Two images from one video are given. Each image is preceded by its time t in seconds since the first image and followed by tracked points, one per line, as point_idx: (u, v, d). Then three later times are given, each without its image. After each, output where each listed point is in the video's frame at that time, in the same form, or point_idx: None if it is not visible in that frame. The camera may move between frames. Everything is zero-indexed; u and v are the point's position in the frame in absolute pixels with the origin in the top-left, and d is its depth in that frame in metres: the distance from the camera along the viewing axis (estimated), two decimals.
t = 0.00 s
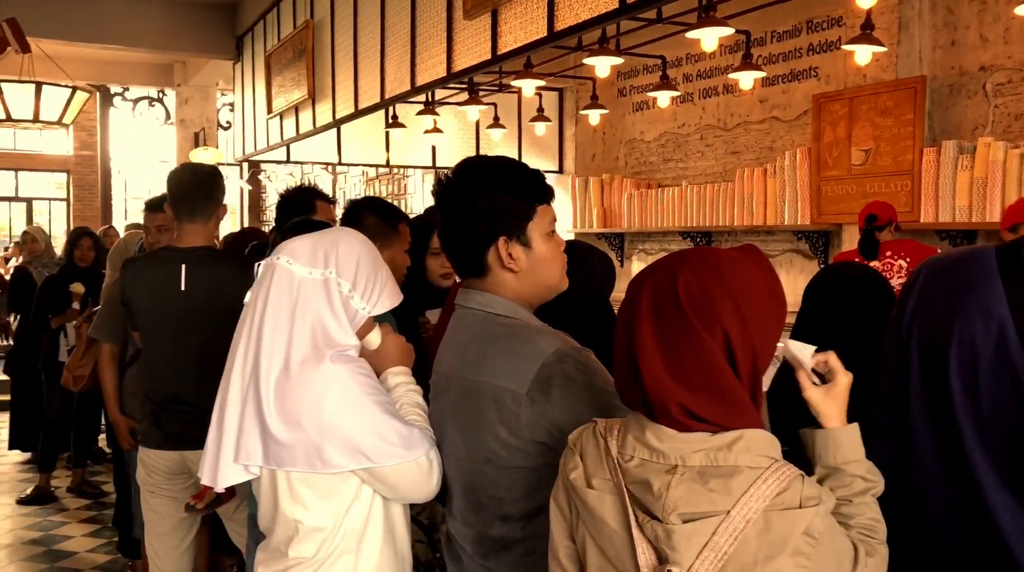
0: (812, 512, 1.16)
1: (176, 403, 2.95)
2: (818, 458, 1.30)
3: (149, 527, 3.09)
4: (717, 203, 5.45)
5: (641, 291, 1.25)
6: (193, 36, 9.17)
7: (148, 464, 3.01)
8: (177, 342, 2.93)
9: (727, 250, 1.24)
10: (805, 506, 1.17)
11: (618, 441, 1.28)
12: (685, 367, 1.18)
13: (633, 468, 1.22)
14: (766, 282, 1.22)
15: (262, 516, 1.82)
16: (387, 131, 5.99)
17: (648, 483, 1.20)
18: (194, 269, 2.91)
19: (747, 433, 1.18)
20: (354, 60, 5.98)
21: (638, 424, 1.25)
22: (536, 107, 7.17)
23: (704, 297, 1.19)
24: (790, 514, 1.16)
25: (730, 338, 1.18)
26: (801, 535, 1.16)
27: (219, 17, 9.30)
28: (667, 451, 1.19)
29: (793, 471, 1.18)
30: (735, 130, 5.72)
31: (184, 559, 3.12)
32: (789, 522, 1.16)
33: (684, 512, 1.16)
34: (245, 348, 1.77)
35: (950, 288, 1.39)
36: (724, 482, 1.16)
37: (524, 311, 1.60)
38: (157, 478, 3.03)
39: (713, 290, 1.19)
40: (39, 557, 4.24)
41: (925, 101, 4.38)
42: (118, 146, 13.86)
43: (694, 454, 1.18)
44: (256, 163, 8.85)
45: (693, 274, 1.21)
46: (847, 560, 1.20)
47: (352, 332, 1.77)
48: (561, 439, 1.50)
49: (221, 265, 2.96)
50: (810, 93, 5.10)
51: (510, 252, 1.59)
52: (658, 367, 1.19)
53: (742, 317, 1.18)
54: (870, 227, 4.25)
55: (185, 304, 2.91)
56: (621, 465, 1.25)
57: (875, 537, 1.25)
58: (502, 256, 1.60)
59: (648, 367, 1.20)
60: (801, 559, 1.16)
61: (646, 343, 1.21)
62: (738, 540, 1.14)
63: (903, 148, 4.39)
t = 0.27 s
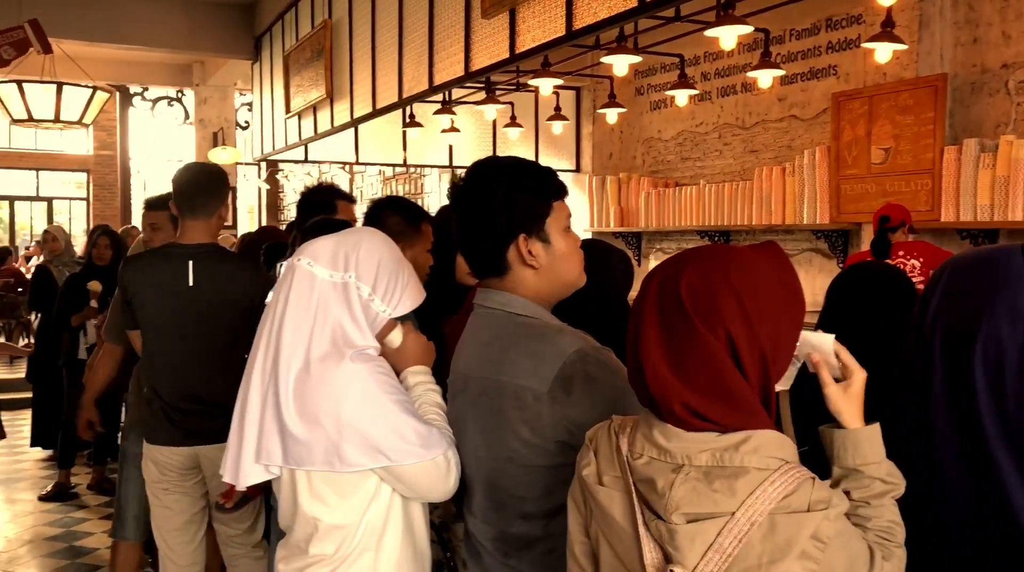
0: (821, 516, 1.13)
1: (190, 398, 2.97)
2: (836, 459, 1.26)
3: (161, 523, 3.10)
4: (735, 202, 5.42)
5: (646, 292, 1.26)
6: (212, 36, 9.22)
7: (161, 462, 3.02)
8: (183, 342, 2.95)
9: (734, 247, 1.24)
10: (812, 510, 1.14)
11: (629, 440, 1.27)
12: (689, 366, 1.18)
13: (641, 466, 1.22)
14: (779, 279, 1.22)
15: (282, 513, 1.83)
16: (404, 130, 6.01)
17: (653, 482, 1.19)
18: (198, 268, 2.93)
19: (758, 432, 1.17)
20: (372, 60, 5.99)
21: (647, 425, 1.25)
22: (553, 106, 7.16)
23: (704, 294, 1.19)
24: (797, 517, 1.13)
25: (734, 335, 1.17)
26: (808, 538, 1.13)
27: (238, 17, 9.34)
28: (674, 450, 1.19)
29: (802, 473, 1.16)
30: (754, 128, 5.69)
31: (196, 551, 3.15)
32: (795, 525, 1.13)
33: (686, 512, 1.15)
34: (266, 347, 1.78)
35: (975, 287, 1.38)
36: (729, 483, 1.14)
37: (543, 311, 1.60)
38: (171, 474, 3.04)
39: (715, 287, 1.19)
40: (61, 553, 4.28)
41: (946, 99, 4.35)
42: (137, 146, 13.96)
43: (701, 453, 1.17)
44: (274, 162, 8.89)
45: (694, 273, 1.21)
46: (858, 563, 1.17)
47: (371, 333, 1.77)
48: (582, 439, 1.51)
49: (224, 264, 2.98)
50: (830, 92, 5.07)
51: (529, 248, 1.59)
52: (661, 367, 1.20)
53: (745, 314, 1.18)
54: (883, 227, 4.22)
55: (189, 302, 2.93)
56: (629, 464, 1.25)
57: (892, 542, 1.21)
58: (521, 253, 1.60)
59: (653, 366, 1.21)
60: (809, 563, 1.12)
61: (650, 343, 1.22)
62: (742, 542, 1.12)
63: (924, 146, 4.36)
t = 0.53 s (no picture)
0: (824, 518, 1.10)
1: (211, 394, 2.98)
2: (830, 463, 1.25)
3: (179, 520, 3.08)
4: (756, 202, 5.40)
5: (647, 295, 1.27)
6: (233, 36, 9.27)
7: (182, 457, 3.02)
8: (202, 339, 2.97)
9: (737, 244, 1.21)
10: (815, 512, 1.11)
11: (633, 442, 1.27)
12: (683, 367, 1.18)
13: (643, 468, 1.22)
14: (784, 273, 1.18)
15: (303, 512, 1.83)
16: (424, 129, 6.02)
17: (652, 483, 1.19)
18: (217, 267, 2.96)
19: (762, 432, 1.15)
20: (392, 59, 6.01)
21: (648, 429, 1.25)
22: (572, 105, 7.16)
23: (697, 295, 1.18)
24: (795, 519, 1.10)
25: (727, 335, 1.15)
26: (809, 541, 1.10)
27: (259, 18, 9.39)
28: (674, 452, 1.18)
29: (805, 476, 1.13)
30: (775, 127, 5.66)
31: (213, 546, 3.13)
32: (794, 528, 1.10)
33: (684, 514, 1.14)
34: (286, 348, 1.79)
35: (1001, 286, 1.36)
36: (727, 484, 1.13)
37: (566, 310, 1.60)
38: (190, 469, 3.04)
39: (709, 287, 1.17)
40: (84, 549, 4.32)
41: (970, 97, 4.31)
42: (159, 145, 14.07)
43: (700, 455, 1.16)
44: (294, 162, 8.93)
45: (688, 274, 1.21)
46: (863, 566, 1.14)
47: (391, 334, 1.78)
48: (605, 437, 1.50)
49: (242, 264, 3.00)
50: (851, 90, 5.04)
51: (551, 247, 1.59)
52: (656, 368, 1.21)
53: (738, 311, 1.15)
54: (905, 226, 4.16)
55: (208, 301, 2.95)
56: (630, 467, 1.25)
57: (897, 543, 1.19)
58: (542, 252, 1.60)
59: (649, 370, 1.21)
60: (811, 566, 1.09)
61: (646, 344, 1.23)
62: (741, 546, 1.10)
63: (947, 145, 4.33)
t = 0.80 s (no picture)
0: (791, 528, 1.06)
1: (230, 392, 3.00)
2: (827, 492, 1.23)
3: (203, 512, 3.09)
4: (776, 201, 5.37)
5: (640, 304, 1.26)
6: (254, 36, 9.31)
7: (204, 450, 3.05)
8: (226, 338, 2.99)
9: (736, 252, 1.20)
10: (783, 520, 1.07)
11: (619, 444, 1.26)
12: (669, 378, 1.16)
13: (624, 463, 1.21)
14: (781, 284, 1.16)
15: (326, 511, 1.83)
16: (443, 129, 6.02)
17: (627, 477, 1.18)
18: (243, 268, 2.97)
19: (751, 441, 1.12)
20: (412, 59, 6.02)
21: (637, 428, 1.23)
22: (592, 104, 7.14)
23: (686, 306, 1.17)
24: (760, 524, 1.07)
25: (715, 345, 1.13)
26: (773, 550, 1.06)
27: (281, 18, 9.43)
28: (654, 449, 1.17)
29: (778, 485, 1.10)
30: (797, 126, 5.63)
31: (235, 537, 3.13)
32: (757, 531, 1.06)
33: (651, 509, 1.13)
34: (308, 346, 1.80)
35: None
36: (699, 483, 1.10)
37: (590, 310, 1.60)
38: (211, 462, 3.06)
39: (699, 295, 1.16)
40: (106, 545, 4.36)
41: (996, 95, 4.26)
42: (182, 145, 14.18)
43: (677, 453, 1.14)
44: (314, 161, 8.97)
45: (678, 282, 1.19)
46: None
47: (412, 337, 1.79)
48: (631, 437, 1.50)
49: (270, 265, 3.02)
50: (874, 89, 5.00)
51: (576, 246, 1.59)
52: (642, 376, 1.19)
53: (729, 321, 1.14)
54: (929, 227, 4.13)
55: (232, 301, 2.97)
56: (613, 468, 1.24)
57: None
58: (567, 250, 1.60)
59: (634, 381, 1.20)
60: None
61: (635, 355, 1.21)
62: (703, 547, 1.07)
63: (972, 145, 4.30)
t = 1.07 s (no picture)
0: (779, 537, 1.05)
1: (257, 388, 3.09)
2: (847, 510, 1.19)
3: (229, 498, 3.20)
4: (798, 202, 5.34)
5: (651, 305, 1.26)
6: (277, 38, 9.35)
7: (235, 443, 3.14)
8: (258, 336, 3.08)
9: (751, 247, 1.19)
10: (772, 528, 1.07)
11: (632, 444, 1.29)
12: (675, 380, 1.17)
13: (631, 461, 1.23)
14: (796, 280, 1.15)
15: (351, 511, 1.83)
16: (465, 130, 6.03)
17: (630, 474, 1.22)
18: (274, 267, 3.05)
19: (757, 446, 1.11)
20: (434, 60, 6.03)
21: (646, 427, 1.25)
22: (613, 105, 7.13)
23: (694, 305, 1.17)
24: (746, 530, 1.06)
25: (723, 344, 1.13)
26: (761, 559, 1.05)
27: (303, 19, 9.48)
28: (657, 448, 1.19)
29: (772, 491, 1.09)
30: (820, 127, 5.59)
31: (259, 524, 3.23)
32: (743, 537, 1.06)
33: (643, 508, 1.16)
34: (335, 347, 1.81)
35: None
36: (691, 485, 1.12)
37: (615, 312, 1.61)
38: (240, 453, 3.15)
39: (707, 294, 1.17)
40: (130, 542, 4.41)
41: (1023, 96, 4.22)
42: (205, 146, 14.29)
43: (677, 453, 1.16)
44: (336, 162, 9.02)
45: (684, 283, 1.20)
46: None
47: (438, 339, 1.80)
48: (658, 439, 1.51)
49: (299, 264, 3.09)
50: (898, 90, 4.96)
51: (604, 247, 1.58)
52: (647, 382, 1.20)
53: (737, 320, 1.13)
54: (950, 227, 4.10)
55: (263, 299, 3.05)
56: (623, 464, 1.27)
57: None
58: (596, 251, 1.59)
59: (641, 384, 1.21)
60: None
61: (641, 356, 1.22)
62: (690, 549, 1.09)
63: (997, 145, 4.26)
